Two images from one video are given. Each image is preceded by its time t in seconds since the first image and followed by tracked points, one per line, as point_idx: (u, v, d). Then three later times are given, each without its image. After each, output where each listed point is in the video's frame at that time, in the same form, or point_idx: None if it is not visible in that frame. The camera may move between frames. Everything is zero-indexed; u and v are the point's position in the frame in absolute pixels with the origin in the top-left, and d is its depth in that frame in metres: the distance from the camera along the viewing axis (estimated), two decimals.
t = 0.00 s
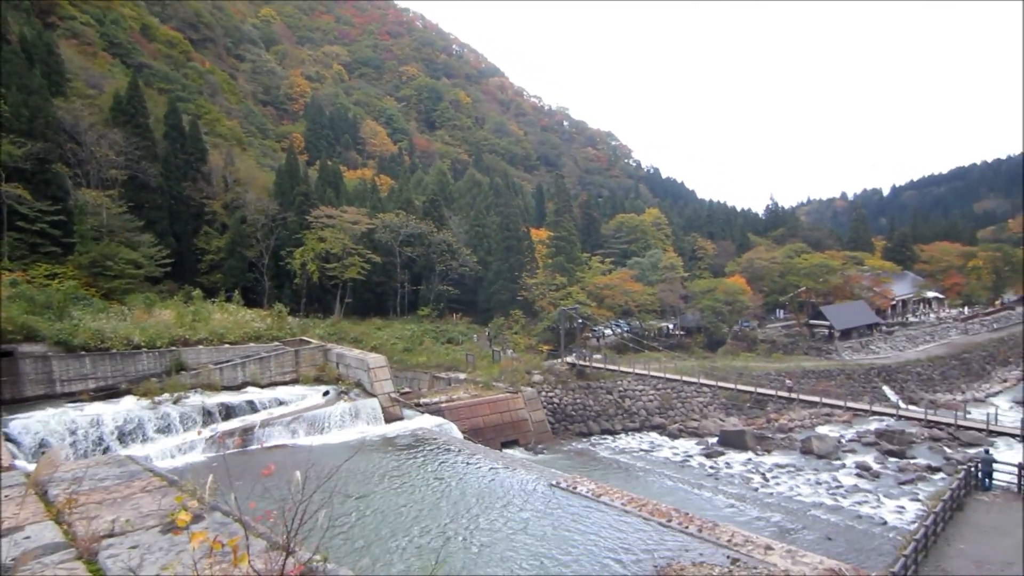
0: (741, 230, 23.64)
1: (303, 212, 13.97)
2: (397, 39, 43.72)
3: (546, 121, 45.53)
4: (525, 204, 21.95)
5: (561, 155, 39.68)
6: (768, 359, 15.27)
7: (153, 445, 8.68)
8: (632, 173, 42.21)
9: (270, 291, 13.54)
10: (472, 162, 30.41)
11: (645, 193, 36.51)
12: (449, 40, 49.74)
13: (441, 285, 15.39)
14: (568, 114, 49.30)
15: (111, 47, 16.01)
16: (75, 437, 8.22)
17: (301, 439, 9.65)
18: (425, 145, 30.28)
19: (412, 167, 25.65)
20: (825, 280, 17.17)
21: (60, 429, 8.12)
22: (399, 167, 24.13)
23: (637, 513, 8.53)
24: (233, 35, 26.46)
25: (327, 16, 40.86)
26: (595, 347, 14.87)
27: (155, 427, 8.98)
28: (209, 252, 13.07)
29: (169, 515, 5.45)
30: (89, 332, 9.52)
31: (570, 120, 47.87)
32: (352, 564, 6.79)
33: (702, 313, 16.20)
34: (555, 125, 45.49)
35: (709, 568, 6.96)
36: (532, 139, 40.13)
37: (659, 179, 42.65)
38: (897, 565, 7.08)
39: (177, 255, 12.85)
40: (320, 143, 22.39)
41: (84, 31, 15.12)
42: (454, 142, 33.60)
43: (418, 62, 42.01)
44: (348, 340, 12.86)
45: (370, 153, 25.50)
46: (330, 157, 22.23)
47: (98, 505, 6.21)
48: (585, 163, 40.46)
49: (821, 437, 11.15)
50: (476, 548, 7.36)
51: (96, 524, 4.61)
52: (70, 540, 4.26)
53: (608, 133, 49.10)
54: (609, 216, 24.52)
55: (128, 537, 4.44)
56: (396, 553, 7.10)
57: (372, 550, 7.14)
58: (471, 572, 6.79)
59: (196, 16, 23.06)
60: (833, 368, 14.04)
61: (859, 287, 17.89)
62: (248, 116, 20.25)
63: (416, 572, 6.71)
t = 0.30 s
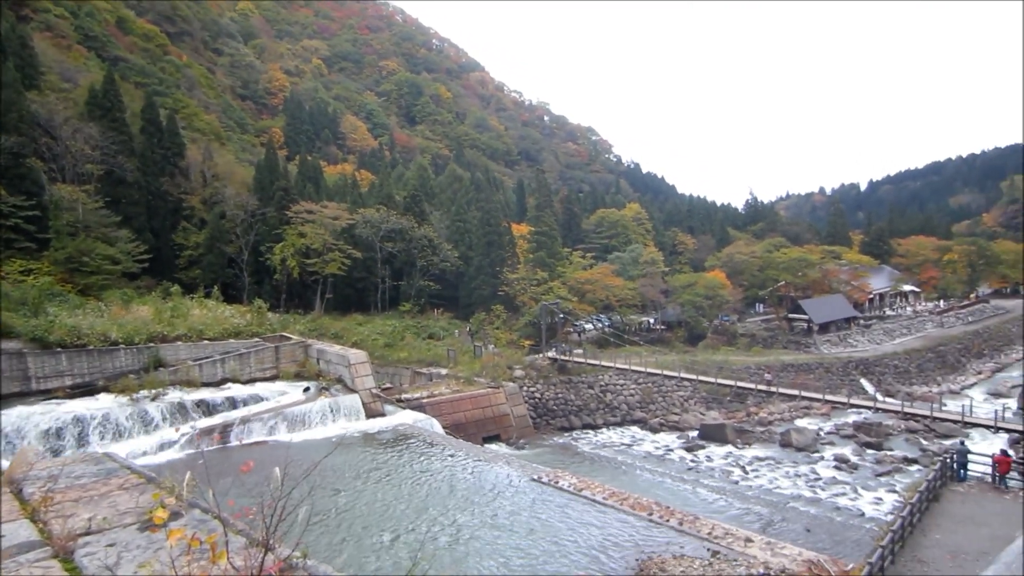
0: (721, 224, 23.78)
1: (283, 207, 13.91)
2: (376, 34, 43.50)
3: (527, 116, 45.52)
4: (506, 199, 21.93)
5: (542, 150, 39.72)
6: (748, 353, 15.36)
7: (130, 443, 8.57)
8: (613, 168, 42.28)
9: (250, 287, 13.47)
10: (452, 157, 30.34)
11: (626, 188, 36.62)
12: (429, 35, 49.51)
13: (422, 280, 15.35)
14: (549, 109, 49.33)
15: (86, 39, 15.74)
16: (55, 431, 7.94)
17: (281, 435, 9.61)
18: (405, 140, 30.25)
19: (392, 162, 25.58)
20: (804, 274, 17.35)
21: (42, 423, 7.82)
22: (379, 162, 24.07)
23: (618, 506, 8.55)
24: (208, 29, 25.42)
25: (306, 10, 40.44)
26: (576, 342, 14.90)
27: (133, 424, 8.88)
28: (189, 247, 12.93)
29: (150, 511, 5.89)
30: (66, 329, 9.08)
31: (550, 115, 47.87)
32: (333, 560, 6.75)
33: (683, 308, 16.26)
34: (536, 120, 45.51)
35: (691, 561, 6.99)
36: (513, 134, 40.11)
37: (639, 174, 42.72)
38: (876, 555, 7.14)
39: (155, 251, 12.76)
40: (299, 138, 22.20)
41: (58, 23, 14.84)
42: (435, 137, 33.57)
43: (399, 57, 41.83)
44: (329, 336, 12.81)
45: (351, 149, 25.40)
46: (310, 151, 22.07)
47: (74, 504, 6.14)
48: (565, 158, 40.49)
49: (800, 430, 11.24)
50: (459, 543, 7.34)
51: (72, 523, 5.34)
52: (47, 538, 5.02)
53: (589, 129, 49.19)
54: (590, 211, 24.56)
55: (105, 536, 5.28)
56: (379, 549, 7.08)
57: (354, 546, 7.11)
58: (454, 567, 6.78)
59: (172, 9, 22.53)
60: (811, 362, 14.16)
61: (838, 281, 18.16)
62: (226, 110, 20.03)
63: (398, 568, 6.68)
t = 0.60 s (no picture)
0: (703, 222, 23.90)
1: (264, 202, 13.85)
2: (359, 28, 43.28)
3: (511, 113, 45.51)
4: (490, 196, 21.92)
5: (526, 146, 39.71)
6: (729, 350, 15.43)
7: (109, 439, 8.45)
8: (596, 165, 42.31)
9: (231, 283, 13.43)
10: (435, 153, 30.27)
11: (609, 185, 36.72)
12: (413, 30, 49.31)
13: (405, 276, 15.31)
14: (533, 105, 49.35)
15: (64, 31, 15.47)
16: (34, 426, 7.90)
17: (262, 432, 9.55)
18: (388, 136, 30.25)
19: (375, 158, 25.49)
20: (784, 272, 17.51)
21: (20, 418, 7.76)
22: (361, 157, 23.99)
23: (601, 502, 8.56)
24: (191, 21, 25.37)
25: (288, 4, 40.07)
26: (559, 338, 14.91)
27: (112, 420, 8.76)
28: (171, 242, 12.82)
29: (129, 508, 5.84)
30: (42, 323, 9.05)
31: (534, 111, 47.87)
32: (312, 558, 6.70)
33: (665, 305, 16.34)
34: (520, 117, 45.52)
35: (671, 557, 7.01)
36: (497, 130, 40.11)
37: (622, 171, 42.77)
38: (855, 550, 7.19)
39: (135, 245, 12.64)
40: (282, 133, 22.05)
41: (36, 14, 14.56)
42: (418, 132, 33.54)
43: (382, 52, 41.62)
44: (311, 332, 12.76)
45: (333, 144, 25.32)
46: (292, 146, 21.94)
47: (50, 500, 6.07)
48: (548, 155, 40.51)
49: (781, 427, 11.33)
50: (440, 540, 7.32)
51: (49, 521, 5.27)
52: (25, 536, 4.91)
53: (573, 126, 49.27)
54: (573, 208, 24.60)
55: (82, 533, 5.24)
56: (359, 546, 7.04)
57: (334, 543, 7.07)
58: (434, 564, 6.76)
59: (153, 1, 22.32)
60: (792, 359, 14.27)
61: (818, 279, 18.39)
62: (207, 104, 19.83)
63: (378, 565, 6.65)
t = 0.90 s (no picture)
0: (688, 221, 24.03)
1: (248, 199, 13.78)
2: (344, 25, 43.13)
3: (496, 111, 45.51)
4: (475, 194, 21.91)
5: (511, 145, 39.75)
6: (713, 347, 15.50)
7: (89, 438, 8.34)
8: (581, 163, 42.36)
9: (214, 280, 13.37)
10: (421, 151, 30.22)
11: (594, 183, 36.82)
12: (399, 27, 49.13)
13: (390, 274, 15.28)
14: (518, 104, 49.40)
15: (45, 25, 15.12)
16: (15, 421, 7.81)
17: (245, 430, 9.49)
18: (373, 133, 30.21)
19: (360, 156, 25.47)
20: (768, 270, 17.63)
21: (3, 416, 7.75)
22: (345, 155, 23.96)
23: (586, 500, 8.56)
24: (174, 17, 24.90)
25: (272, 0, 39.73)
26: (544, 336, 14.93)
27: (92, 419, 8.65)
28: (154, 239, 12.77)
29: (109, 507, 5.77)
30: (22, 321, 9.02)
31: (519, 109, 47.86)
32: (296, 557, 6.66)
33: (649, 303, 16.40)
34: (505, 115, 45.52)
35: (656, 553, 7.02)
36: (482, 128, 40.12)
37: (607, 169, 42.87)
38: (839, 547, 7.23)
39: (115, 242, 12.62)
40: (266, 130, 21.91)
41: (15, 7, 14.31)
42: (403, 130, 33.50)
43: (367, 50, 41.48)
44: (295, 330, 12.70)
45: (318, 141, 25.26)
46: (276, 143, 21.82)
47: (29, 500, 6.00)
48: (534, 153, 40.54)
49: (765, 424, 11.40)
50: (425, 538, 7.30)
51: (26, 522, 5.20)
52: None
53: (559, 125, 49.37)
54: (558, 206, 24.64)
55: (62, 533, 5.17)
56: (342, 545, 7.00)
57: (318, 542, 7.03)
58: (419, 562, 6.74)
59: None
60: (775, 357, 14.36)
61: (802, 277, 18.55)
62: (191, 100, 19.66)
63: (361, 564, 6.62)
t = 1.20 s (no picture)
0: (675, 221, 24.11)
1: (235, 198, 13.72)
2: (331, 24, 42.97)
3: (483, 110, 45.48)
4: (463, 193, 21.87)
5: (499, 144, 39.72)
6: (700, 347, 15.54)
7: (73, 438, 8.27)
8: (569, 162, 42.32)
9: (200, 280, 13.30)
10: (408, 150, 30.15)
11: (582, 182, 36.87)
12: (386, 26, 48.96)
13: (378, 274, 15.24)
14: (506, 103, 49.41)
15: (29, 22, 14.90)
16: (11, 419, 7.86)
17: (232, 430, 9.43)
18: (361, 132, 30.16)
19: (347, 155, 25.38)
20: (755, 269, 17.71)
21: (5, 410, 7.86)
22: (332, 154, 23.86)
23: (574, 499, 8.56)
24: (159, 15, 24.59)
25: None
26: (531, 335, 14.94)
27: (78, 418, 8.60)
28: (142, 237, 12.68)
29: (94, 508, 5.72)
30: (5, 321, 9.00)
31: (507, 109, 47.84)
32: (281, 558, 6.62)
33: (637, 302, 16.44)
34: (493, 114, 45.49)
35: (643, 552, 7.02)
36: (470, 127, 40.10)
37: (595, 169, 42.93)
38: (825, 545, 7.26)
39: (101, 241, 12.51)
40: (253, 128, 21.78)
41: None
42: (391, 129, 33.45)
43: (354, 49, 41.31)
44: (282, 329, 12.65)
45: (305, 139, 25.16)
46: (263, 142, 21.70)
47: (12, 502, 5.93)
48: (522, 153, 40.54)
49: (751, 423, 11.44)
50: (412, 538, 7.28)
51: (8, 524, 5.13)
52: None
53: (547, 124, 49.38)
54: (546, 205, 24.62)
55: (44, 534, 5.12)
56: (329, 546, 6.96)
57: (304, 543, 6.99)
58: (406, 563, 6.72)
59: None
60: (762, 356, 14.42)
61: (788, 277, 18.65)
62: (177, 98, 19.50)
63: (348, 565, 6.59)
